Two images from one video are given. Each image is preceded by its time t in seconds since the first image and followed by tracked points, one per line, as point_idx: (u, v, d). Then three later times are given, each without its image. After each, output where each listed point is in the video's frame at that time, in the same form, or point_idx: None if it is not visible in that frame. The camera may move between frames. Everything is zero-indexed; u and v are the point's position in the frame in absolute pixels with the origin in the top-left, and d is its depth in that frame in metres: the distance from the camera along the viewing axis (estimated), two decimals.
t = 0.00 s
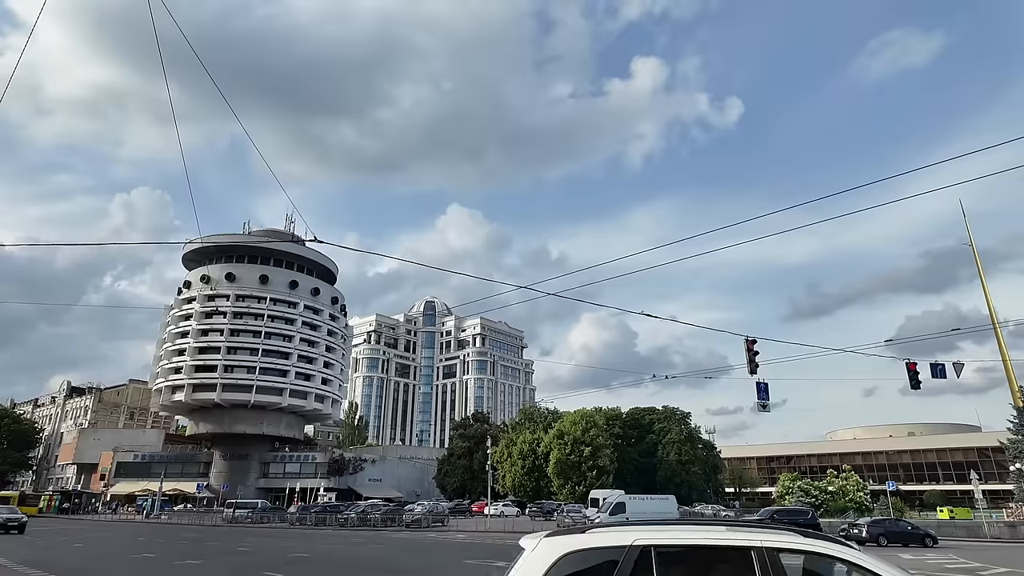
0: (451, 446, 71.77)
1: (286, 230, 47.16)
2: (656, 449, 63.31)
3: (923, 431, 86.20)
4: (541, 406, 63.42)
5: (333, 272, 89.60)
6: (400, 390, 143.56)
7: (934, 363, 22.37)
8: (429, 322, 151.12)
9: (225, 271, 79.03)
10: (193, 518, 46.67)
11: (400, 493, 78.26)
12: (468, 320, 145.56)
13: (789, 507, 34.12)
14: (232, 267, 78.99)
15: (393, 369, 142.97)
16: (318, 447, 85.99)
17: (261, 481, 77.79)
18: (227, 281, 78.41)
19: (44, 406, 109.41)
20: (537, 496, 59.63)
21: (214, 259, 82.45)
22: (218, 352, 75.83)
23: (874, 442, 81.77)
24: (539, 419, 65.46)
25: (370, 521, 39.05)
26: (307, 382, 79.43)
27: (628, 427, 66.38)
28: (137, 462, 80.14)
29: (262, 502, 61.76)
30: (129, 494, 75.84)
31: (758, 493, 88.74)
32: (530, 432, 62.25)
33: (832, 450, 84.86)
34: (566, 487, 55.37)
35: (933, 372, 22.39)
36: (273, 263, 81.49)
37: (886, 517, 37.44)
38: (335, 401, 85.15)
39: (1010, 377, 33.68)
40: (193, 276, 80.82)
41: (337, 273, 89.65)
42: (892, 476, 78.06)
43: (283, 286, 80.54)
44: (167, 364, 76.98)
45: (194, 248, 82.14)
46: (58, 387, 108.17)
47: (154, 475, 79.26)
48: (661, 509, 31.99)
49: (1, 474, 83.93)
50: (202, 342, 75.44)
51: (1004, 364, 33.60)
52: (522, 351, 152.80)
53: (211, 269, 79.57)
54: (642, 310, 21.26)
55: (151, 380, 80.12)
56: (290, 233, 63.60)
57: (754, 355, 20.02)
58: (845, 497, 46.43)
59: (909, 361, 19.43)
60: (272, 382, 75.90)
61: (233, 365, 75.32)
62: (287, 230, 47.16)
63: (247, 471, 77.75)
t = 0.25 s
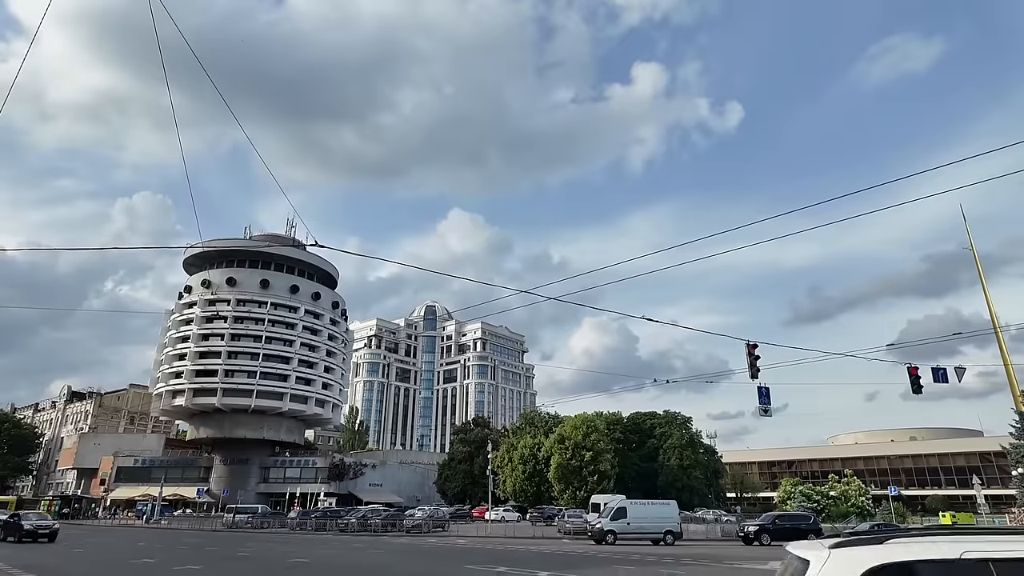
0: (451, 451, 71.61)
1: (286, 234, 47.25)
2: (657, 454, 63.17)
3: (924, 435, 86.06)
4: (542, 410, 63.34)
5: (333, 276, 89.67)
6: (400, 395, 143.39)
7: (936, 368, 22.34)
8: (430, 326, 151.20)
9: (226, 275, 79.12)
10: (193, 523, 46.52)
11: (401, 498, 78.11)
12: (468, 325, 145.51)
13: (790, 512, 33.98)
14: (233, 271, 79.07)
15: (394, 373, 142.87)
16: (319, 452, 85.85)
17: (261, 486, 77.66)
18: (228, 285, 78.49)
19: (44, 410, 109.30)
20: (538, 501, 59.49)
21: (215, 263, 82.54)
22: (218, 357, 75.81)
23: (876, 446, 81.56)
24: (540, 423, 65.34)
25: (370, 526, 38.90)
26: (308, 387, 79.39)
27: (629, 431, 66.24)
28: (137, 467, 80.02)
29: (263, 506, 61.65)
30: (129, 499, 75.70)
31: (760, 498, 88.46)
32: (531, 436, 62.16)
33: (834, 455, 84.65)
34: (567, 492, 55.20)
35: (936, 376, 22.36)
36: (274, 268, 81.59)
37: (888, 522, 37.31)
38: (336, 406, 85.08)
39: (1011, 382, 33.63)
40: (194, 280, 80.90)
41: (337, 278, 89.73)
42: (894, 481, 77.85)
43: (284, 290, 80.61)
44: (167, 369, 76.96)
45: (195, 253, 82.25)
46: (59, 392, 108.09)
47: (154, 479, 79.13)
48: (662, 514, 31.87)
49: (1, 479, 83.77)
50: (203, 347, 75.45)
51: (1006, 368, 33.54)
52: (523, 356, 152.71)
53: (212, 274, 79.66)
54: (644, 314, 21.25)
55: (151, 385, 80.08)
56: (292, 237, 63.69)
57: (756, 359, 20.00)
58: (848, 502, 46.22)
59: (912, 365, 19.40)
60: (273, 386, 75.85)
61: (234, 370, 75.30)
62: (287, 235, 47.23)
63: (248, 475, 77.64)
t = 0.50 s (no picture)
0: (452, 454, 71.51)
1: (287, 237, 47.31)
2: (658, 457, 63.06)
3: (926, 438, 85.92)
4: (543, 413, 63.27)
5: (334, 279, 89.68)
6: (401, 398, 143.34)
7: (937, 370, 22.29)
8: (431, 329, 151.29)
9: (226, 278, 79.15)
10: (193, 526, 46.45)
11: (401, 501, 77.97)
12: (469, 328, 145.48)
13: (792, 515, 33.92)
14: (233, 274, 79.11)
15: (394, 376, 142.92)
16: (319, 455, 85.73)
17: (262, 489, 77.58)
18: (229, 288, 78.51)
19: (45, 413, 109.27)
20: (539, 504, 59.39)
21: (216, 266, 82.60)
22: (219, 360, 75.76)
23: (878, 449, 81.43)
24: (541, 426, 65.26)
25: (371, 529, 38.82)
26: (308, 390, 79.30)
27: (630, 434, 66.13)
28: (138, 470, 79.95)
29: (263, 509, 61.52)
30: (129, 503, 75.62)
31: (762, 501, 88.32)
32: (532, 440, 62.07)
33: (835, 458, 84.50)
34: (568, 495, 55.06)
35: (937, 379, 22.31)
36: (275, 271, 81.64)
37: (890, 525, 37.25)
38: (336, 409, 84.99)
39: (1013, 385, 33.54)
40: (194, 283, 80.92)
41: (338, 281, 89.73)
42: (896, 484, 77.70)
43: (285, 293, 80.62)
44: (168, 372, 76.93)
45: (196, 256, 82.30)
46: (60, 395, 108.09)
47: (155, 483, 79.06)
48: (663, 517, 31.77)
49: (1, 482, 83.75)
50: (204, 350, 75.43)
51: (1007, 371, 33.45)
52: (524, 359, 152.64)
53: (213, 277, 79.70)
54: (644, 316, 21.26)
55: (152, 388, 80.04)
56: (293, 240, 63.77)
57: (756, 362, 19.99)
58: (849, 506, 46.10)
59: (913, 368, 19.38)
60: (273, 389, 75.77)
61: (234, 373, 75.27)
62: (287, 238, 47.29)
63: (248, 479, 77.57)
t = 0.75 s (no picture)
0: (452, 455, 71.45)
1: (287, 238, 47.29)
2: (659, 458, 62.97)
3: (927, 439, 85.79)
4: (543, 415, 63.22)
5: (334, 280, 89.70)
6: (401, 399, 143.34)
7: (937, 372, 22.26)
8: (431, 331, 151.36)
9: (227, 280, 79.21)
10: (194, 527, 46.43)
11: (401, 503, 77.94)
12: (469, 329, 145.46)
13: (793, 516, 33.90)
14: (234, 276, 79.15)
15: (395, 378, 142.87)
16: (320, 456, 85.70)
17: (263, 491, 77.58)
18: (230, 290, 78.55)
19: (46, 415, 109.28)
20: (539, 505, 59.35)
21: (217, 268, 82.66)
22: (219, 361, 75.76)
23: (879, 450, 81.30)
24: (541, 427, 65.22)
25: (371, 531, 38.75)
26: (309, 391, 79.26)
27: (631, 436, 66.05)
28: (138, 472, 79.92)
29: (263, 511, 61.47)
30: (129, 504, 75.57)
31: (762, 502, 88.27)
32: (532, 441, 62.00)
33: (836, 460, 84.42)
34: (568, 497, 54.98)
35: (937, 380, 22.27)
36: (276, 272, 81.69)
37: (891, 526, 37.23)
38: (336, 410, 84.98)
39: (1015, 386, 33.46)
40: (195, 285, 80.97)
41: (338, 282, 89.75)
42: (897, 485, 77.61)
43: (285, 295, 80.64)
44: (168, 373, 76.94)
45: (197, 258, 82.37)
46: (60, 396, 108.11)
47: (155, 484, 79.03)
48: (664, 519, 31.71)
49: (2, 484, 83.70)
50: (204, 351, 75.44)
51: (1009, 372, 33.36)
52: (524, 360, 152.62)
53: (213, 278, 79.72)
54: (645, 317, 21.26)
55: (152, 390, 80.04)
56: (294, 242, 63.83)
57: (756, 363, 19.96)
58: (850, 507, 46.03)
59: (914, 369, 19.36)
60: (274, 391, 75.74)
61: (235, 374, 75.27)
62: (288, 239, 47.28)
63: (248, 480, 77.58)
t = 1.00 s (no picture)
0: (452, 456, 71.45)
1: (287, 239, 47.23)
2: (659, 458, 62.97)
3: (927, 440, 85.79)
4: (543, 415, 63.23)
5: (334, 281, 89.72)
6: (401, 400, 143.35)
7: (937, 372, 22.27)
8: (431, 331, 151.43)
9: (227, 280, 79.21)
10: (194, 528, 46.45)
11: (401, 503, 77.93)
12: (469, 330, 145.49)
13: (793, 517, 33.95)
14: (234, 276, 79.15)
15: (395, 378, 142.89)
16: (319, 457, 85.67)
17: (262, 492, 77.55)
18: (229, 291, 78.54)
19: (45, 416, 109.19)
20: (539, 506, 59.37)
21: (217, 268, 82.67)
22: (219, 362, 75.75)
23: (879, 450, 81.31)
24: (541, 428, 65.24)
25: (371, 532, 38.74)
26: (308, 392, 79.25)
27: (631, 436, 66.06)
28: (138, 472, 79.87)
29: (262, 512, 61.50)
30: (129, 505, 75.51)
31: (763, 502, 88.32)
32: (532, 441, 61.99)
33: (836, 460, 84.45)
34: (568, 497, 54.98)
35: (937, 380, 22.28)
36: (275, 273, 81.68)
37: (891, 526, 37.27)
38: (336, 411, 84.96)
39: (1014, 386, 33.48)
40: (195, 286, 80.94)
41: (338, 282, 89.76)
42: (896, 486, 77.66)
43: (285, 295, 80.64)
44: (168, 374, 76.91)
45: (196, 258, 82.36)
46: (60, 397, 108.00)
47: (155, 485, 78.95)
48: (663, 519, 31.75)
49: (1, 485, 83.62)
50: (204, 352, 75.42)
51: (1009, 372, 33.36)
52: (524, 360, 152.66)
53: (213, 279, 79.70)
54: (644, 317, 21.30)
55: (152, 390, 80.00)
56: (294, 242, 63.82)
57: (756, 363, 19.96)
58: (850, 507, 46.08)
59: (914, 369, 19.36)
60: (273, 392, 75.72)
61: (235, 375, 75.27)
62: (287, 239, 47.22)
63: (248, 481, 77.57)
